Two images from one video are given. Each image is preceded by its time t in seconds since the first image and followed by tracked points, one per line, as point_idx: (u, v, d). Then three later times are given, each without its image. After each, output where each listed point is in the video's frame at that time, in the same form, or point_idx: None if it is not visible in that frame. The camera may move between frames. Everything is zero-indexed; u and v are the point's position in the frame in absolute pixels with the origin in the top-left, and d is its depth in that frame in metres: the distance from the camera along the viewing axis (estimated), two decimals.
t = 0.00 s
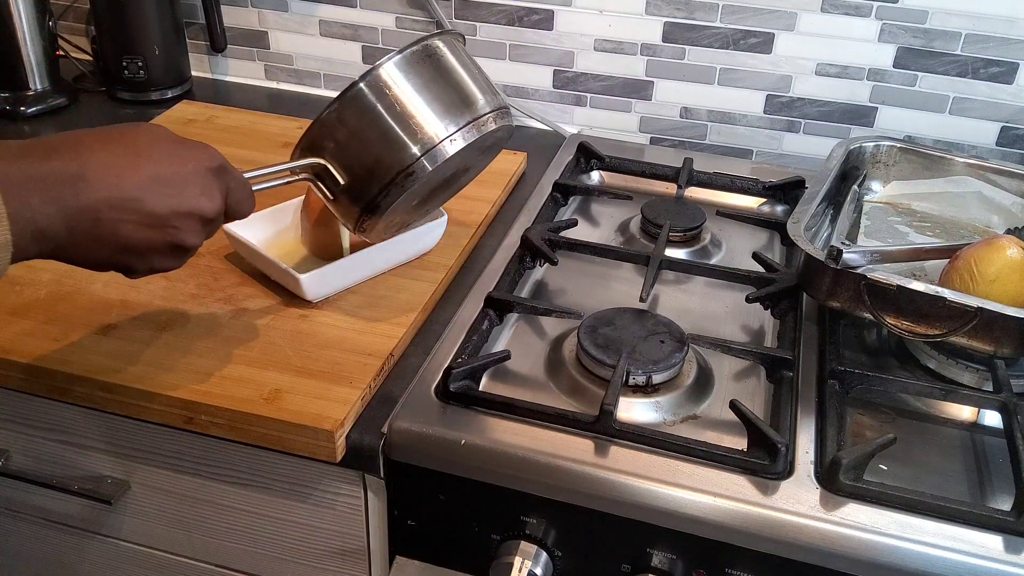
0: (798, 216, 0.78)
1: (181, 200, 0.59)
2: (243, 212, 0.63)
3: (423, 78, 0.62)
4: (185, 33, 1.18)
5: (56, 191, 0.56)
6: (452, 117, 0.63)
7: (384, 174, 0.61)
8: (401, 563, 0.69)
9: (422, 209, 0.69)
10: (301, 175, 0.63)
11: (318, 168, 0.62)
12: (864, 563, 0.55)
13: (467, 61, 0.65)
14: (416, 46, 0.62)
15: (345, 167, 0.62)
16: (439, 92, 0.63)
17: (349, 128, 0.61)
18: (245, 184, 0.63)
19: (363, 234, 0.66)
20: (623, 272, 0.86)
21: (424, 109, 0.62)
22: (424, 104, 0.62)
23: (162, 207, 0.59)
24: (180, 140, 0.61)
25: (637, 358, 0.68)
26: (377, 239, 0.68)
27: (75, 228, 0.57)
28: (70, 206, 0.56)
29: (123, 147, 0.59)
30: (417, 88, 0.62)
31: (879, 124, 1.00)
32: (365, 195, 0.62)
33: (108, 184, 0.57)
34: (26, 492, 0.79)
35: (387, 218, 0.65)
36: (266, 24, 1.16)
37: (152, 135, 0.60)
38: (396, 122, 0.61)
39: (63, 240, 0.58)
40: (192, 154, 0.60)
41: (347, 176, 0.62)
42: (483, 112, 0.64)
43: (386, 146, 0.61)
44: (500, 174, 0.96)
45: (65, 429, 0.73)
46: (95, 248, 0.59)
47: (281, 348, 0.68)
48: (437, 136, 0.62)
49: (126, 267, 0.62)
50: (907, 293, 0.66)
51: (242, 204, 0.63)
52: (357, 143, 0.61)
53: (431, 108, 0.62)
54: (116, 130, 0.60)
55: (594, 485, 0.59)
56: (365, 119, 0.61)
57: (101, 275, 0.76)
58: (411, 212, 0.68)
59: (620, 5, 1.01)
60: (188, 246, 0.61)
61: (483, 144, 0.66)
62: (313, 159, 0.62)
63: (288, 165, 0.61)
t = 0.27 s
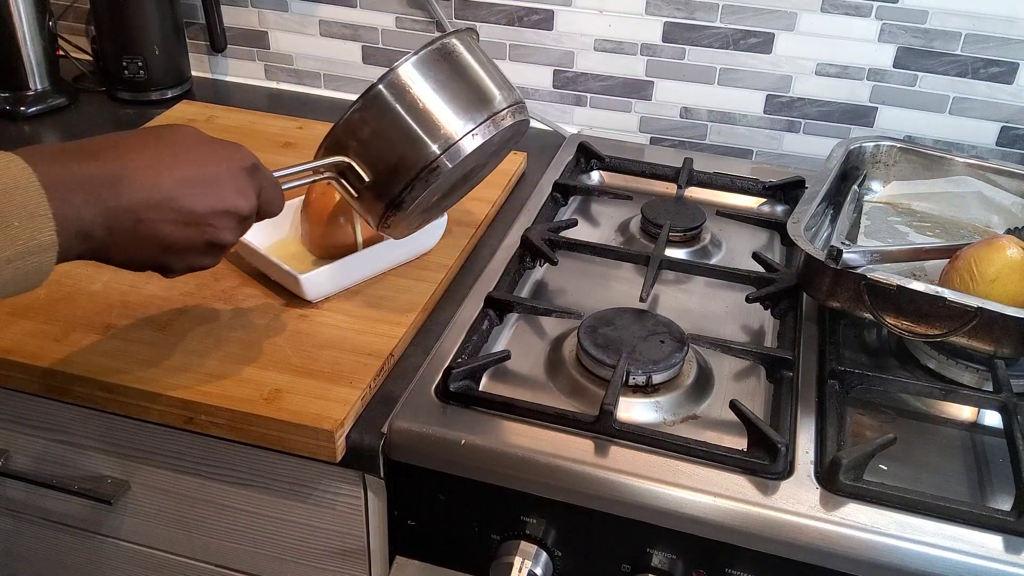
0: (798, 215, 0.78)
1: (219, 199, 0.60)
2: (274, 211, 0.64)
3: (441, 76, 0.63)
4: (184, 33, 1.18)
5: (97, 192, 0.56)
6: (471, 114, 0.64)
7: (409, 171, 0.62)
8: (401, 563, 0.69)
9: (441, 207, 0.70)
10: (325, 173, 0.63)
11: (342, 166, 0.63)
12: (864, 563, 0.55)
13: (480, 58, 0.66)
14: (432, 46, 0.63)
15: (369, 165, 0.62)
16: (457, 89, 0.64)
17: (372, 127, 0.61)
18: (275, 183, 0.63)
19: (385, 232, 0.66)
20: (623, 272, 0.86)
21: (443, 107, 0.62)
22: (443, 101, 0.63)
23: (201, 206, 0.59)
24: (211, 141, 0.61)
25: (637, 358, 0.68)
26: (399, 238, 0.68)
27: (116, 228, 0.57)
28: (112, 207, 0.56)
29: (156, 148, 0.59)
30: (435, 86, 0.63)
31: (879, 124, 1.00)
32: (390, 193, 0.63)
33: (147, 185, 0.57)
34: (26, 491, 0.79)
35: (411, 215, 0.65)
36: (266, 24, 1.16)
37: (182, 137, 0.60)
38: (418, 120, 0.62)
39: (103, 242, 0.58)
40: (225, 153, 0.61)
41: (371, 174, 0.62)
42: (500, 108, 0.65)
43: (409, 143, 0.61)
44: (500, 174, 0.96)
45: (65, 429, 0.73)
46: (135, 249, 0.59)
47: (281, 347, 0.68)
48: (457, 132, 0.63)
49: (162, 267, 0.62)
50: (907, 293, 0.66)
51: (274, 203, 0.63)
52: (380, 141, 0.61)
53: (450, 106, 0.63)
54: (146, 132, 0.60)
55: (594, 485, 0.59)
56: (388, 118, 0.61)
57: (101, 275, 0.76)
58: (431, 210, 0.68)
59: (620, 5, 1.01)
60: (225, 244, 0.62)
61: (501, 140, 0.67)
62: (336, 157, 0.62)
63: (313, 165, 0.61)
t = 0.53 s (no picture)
0: (798, 215, 0.78)
1: (255, 192, 0.61)
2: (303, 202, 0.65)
3: (459, 69, 0.66)
4: (184, 33, 1.18)
5: (139, 187, 0.56)
6: (488, 105, 0.66)
7: (429, 161, 0.65)
8: (401, 563, 0.69)
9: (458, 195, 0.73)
10: (348, 164, 0.66)
11: (365, 157, 0.66)
12: (864, 563, 0.55)
13: (495, 50, 0.69)
14: (450, 40, 0.66)
15: (391, 156, 0.65)
16: (474, 82, 0.66)
17: (394, 119, 0.64)
18: (304, 176, 0.65)
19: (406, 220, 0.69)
20: (624, 272, 0.86)
21: (461, 98, 0.65)
22: (461, 93, 0.65)
23: (238, 199, 0.60)
24: (241, 135, 0.62)
25: (637, 358, 0.68)
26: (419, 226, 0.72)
27: (157, 222, 0.58)
28: (154, 202, 0.57)
29: (189, 143, 0.60)
30: (453, 79, 0.65)
31: (879, 124, 1.00)
32: (411, 182, 0.66)
33: (186, 179, 0.58)
34: (26, 492, 0.79)
35: (431, 203, 0.68)
36: (266, 24, 1.16)
37: (213, 131, 0.61)
38: (437, 112, 0.64)
39: (142, 237, 0.58)
40: (256, 148, 0.62)
41: (393, 164, 0.65)
42: (515, 98, 0.68)
43: (429, 134, 0.64)
44: (500, 174, 0.96)
45: (65, 429, 0.73)
46: (173, 242, 0.60)
47: (281, 347, 0.68)
48: (475, 123, 0.65)
49: (197, 259, 0.62)
50: (907, 293, 0.66)
51: (302, 195, 0.65)
52: (402, 133, 0.64)
53: (467, 97, 0.65)
54: (176, 128, 0.60)
55: (594, 485, 0.59)
56: (408, 110, 0.64)
57: (101, 275, 0.76)
58: (449, 198, 0.71)
59: (620, 5, 1.01)
60: (259, 235, 0.63)
61: (516, 129, 0.70)
62: (360, 149, 0.65)
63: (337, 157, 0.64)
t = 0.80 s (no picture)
0: (798, 215, 0.78)
1: (281, 180, 0.62)
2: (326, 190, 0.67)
3: (469, 59, 0.68)
4: (184, 33, 1.18)
5: (170, 177, 0.57)
6: (498, 92, 0.69)
7: (444, 149, 0.67)
8: (401, 563, 0.69)
9: (470, 182, 0.76)
10: (365, 154, 0.69)
11: (381, 147, 0.68)
12: (864, 563, 0.55)
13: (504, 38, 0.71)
14: (459, 31, 0.68)
15: (408, 145, 0.68)
16: (484, 70, 0.69)
17: (409, 108, 0.67)
18: (326, 165, 0.67)
19: (422, 207, 0.72)
20: (624, 272, 0.86)
21: (471, 86, 0.68)
22: (472, 81, 0.68)
23: (265, 187, 0.61)
24: (264, 126, 0.64)
25: (637, 358, 0.68)
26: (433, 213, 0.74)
27: (188, 212, 0.59)
28: (184, 191, 0.58)
29: (215, 135, 0.61)
30: (463, 68, 0.68)
31: (879, 124, 1.00)
32: (427, 170, 0.68)
33: (215, 169, 0.59)
34: (26, 492, 0.79)
35: (446, 189, 0.71)
36: (266, 24, 1.16)
37: (237, 123, 0.63)
38: (450, 101, 0.67)
39: (172, 226, 0.59)
40: (280, 138, 0.64)
41: (409, 152, 0.68)
42: (524, 85, 0.70)
43: (443, 122, 0.67)
44: (500, 174, 0.96)
45: (65, 429, 0.73)
46: (204, 231, 0.61)
47: (280, 348, 0.68)
48: (486, 110, 0.68)
49: (226, 249, 0.64)
50: (907, 293, 0.66)
51: (324, 183, 0.66)
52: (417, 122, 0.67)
53: (478, 85, 0.68)
54: (201, 122, 0.62)
55: (594, 485, 0.59)
56: (423, 99, 0.67)
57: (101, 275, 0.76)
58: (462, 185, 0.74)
59: (620, 5, 1.01)
60: (286, 223, 0.64)
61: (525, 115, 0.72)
62: (376, 138, 0.68)
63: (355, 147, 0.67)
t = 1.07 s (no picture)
0: (798, 215, 0.78)
1: (292, 165, 0.63)
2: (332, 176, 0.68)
3: (467, 46, 0.68)
4: (184, 33, 1.18)
5: (187, 163, 0.58)
6: (499, 78, 0.69)
7: (447, 135, 0.68)
8: (401, 563, 0.69)
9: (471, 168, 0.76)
10: (367, 140, 0.69)
11: (383, 133, 0.69)
12: (863, 563, 0.55)
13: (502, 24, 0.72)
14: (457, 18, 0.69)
15: (411, 131, 0.68)
16: (484, 57, 0.69)
17: (411, 95, 0.67)
18: (331, 151, 0.68)
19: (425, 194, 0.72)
20: (624, 272, 0.86)
21: (472, 72, 0.68)
22: (472, 68, 0.68)
23: (277, 173, 0.62)
24: (272, 112, 0.64)
25: (637, 358, 0.68)
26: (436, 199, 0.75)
27: (204, 197, 0.59)
28: (201, 177, 0.58)
29: (227, 122, 0.61)
30: (463, 54, 0.68)
31: (879, 124, 1.00)
32: (430, 155, 0.69)
33: (229, 156, 0.60)
34: (26, 491, 0.79)
35: (448, 175, 0.71)
36: (266, 24, 1.16)
37: (246, 109, 0.63)
38: (452, 87, 0.67)
39: (189, 213, 0.60)
40: (289, 125, 0.64)
41: (412, 138, 0.68)
42: (525, 70, 0.71)
43: (446, 108, 0.67)
44: (500, 174, 0.96)
45: (66, 429, 0.73)
46: (217, 216, 0.61)
47: (280, 348, 0.68)
48: (487, 96, 0.68)
49: (238, 234, 0.65)
50: (907, 293, 0.66)
51: (331, 168, 0.67)
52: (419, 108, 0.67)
53: (479, 71, 0.68)
54: (211, 110, 0.62)
55: (594, 485, 0.59)
56: (424, 86, 0.67)
57: (101, 275, 0.76)
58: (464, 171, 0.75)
59: (621, 5, 1.01)
60: (297, 208, 0.65)
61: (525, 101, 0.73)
62: (378, 125, 0.68)
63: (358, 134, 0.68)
